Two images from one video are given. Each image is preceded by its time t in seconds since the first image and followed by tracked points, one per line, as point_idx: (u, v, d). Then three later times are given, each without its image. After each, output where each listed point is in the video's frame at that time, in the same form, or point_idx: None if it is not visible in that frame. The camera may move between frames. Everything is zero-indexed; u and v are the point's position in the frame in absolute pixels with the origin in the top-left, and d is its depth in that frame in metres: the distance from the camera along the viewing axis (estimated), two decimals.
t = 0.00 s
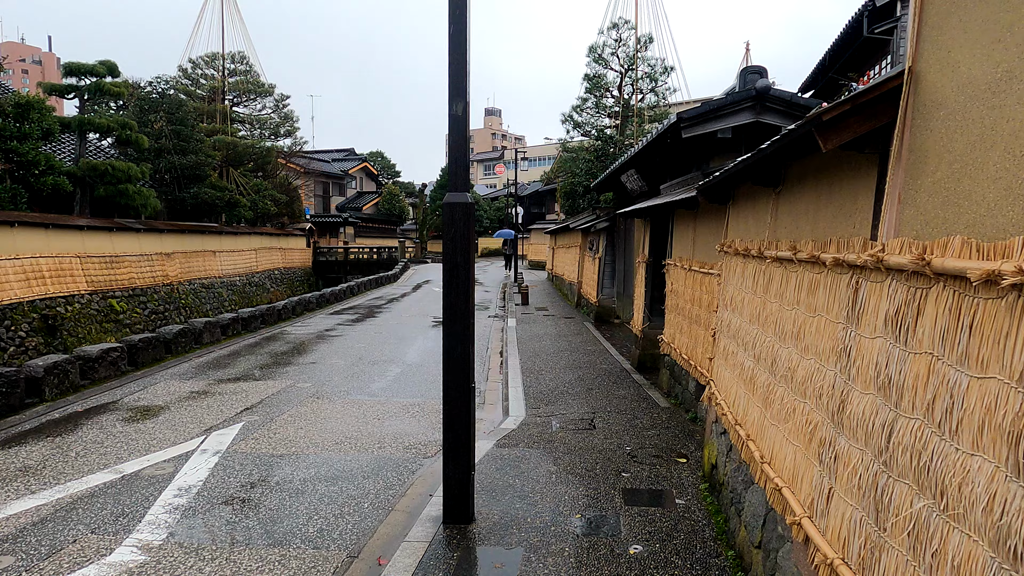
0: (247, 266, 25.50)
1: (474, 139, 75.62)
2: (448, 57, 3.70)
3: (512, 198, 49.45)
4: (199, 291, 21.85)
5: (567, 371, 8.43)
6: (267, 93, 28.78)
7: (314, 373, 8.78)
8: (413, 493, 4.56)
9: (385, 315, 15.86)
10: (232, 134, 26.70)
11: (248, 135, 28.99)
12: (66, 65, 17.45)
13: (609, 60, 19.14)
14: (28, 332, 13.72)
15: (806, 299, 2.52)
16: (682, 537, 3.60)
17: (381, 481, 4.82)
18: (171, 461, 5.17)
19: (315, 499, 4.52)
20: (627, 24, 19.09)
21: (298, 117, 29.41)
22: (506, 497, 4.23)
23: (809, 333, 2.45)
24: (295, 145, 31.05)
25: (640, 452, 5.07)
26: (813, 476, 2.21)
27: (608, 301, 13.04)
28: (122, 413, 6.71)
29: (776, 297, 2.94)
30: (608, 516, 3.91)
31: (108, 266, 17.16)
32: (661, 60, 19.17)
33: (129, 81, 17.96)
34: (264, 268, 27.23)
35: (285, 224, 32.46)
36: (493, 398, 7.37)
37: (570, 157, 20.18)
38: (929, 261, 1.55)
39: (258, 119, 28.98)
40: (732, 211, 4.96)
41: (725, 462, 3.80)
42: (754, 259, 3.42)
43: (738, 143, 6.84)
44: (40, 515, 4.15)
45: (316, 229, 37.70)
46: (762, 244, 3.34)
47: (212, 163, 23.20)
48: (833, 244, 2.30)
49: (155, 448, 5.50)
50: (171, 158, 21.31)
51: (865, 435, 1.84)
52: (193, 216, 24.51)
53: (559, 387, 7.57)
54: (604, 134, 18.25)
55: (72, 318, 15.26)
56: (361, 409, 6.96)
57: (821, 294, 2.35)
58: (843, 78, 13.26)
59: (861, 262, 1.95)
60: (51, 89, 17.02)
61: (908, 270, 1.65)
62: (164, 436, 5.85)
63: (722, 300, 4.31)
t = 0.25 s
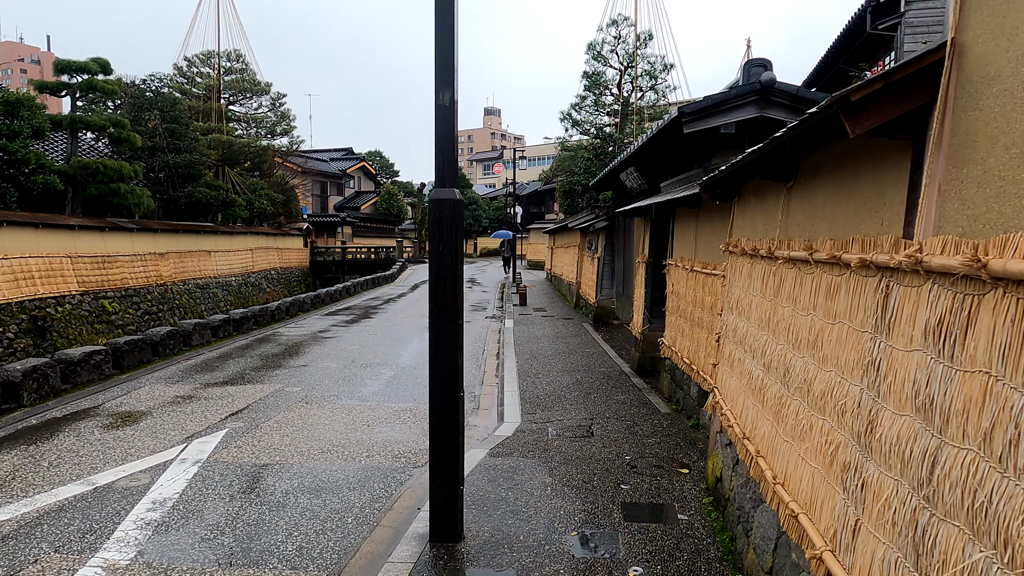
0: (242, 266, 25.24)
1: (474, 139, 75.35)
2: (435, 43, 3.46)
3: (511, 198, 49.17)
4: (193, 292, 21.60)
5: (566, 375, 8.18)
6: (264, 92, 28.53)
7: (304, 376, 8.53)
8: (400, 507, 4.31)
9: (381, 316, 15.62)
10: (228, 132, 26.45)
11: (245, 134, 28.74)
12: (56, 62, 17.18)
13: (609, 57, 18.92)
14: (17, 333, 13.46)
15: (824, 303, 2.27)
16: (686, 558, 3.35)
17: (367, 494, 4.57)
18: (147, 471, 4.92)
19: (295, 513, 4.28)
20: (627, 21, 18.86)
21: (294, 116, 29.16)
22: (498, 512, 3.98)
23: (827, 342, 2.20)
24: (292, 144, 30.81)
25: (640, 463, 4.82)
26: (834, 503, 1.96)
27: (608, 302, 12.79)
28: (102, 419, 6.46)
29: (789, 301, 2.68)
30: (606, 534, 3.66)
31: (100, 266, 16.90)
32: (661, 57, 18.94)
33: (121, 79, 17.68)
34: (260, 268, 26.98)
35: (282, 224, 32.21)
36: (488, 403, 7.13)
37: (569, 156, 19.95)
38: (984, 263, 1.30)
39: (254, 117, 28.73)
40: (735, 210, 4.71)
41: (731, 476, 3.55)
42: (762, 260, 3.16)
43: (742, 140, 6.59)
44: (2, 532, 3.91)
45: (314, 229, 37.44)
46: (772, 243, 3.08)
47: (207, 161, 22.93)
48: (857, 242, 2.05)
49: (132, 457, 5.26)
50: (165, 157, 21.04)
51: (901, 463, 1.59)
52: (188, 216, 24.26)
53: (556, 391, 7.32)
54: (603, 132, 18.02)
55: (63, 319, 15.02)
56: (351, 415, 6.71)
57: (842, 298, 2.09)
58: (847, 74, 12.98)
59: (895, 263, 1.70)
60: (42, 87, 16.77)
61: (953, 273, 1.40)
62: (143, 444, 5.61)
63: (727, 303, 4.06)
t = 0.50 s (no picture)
0: (238, 266, 24.94)
1: (473, 138, 74.97)
2: (417, 21, 3.17)
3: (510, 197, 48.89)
4: (187, 292, 21.30)
5: (563, 378, 7.89)
6: (260, 89, 28.23)
7: (293, 380, 8.25)
8: (385, 523, 4.03)
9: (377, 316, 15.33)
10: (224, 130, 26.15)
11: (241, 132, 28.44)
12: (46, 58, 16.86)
13: (608, 53, 18.65)
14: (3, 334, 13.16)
15: (851, 307, 1.99)
16: None
17: (350, 508, 4.30)
18: (118, 484, 4.64)
19: (272, 530, 3.99)
20: (626, 17, 18.60)
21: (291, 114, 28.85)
22: (488, 530, 3.70)
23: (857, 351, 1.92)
24: (288, 143, 30.51)
25: (640, 474, 4.54)
26: (870, 542, 1.69)
27: (607, 302, 12.50)
28: (78, 426, 6.17)
29: (808, 303, 2.40)
30: (604, 555, 3.39)
31: (91, 266, 16.59)
32: (661, 53, 18.67)
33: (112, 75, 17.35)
34: (256, 267, 26.67)
35: (278, 224, 31.90)
36: (482, 409, 6.84)
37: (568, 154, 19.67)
38: None
39: (250, 116, 28.43)
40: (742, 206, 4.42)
41: (739, 493, 3.27)
42: (776, 258, 2.88)
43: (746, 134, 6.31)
44: None
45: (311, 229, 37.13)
46: (787, 239, 2.80)
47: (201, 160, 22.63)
48: (895, 238, 1.77)
49: (104, 467, 4.98)
50: (158, 155, 20.68)
51: (960, 502, 1.32)
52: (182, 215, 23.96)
53: (553, 396, 7.04)
54: (602, 129, 17.73)
55: (51, 320, 14.72)
56: (338, 421, 6.42)
57: (875, 301, 1.82)
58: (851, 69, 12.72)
59: (951, 260, 1.42)
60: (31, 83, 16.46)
61: None
62: (117, 454, 5.32)
63: (735, 305, 3.78)
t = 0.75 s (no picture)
0: (233, 266, 24.68)
1: (472, 138, 74.70)
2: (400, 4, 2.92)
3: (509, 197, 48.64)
4: (181, 293, 21.03)
5: (561, 384, 7.63)
6: (255, 88, 27.98)
7: (282, 385, 8.00)
8: (370, 544, 3.78)
9: (372, 317, 15.07)
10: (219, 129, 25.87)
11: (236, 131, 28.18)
12: (35, 56, 16.57)
13: (607, 51, 18.44)
14: None
15: (883, 320, 1.75)
16: None
17: (334, 526, 4.05)
18: (89, 499, 4.38)
19: (249, 551, 3.74)
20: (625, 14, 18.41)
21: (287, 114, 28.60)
22: (479, 553, 3.45)
23: (891, 369, 1.68)
24: (285, 142, 30.25)
25: (642, 490, 4.29)
26: None
27: (606, 304, 12.25)
28: (55, 435, 5.91)
29: (829, 313, 2.16)
30: None
31: (82, 268, 16.31)
32: (661, 51, 18.44)
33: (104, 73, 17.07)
34: (252, 268, 26.40)
35: (275, 224, 31.63)
36: (477, 416, 6.58)
37: (567, 153, 19.44)
38: None
39: (246, 115, 28.17)
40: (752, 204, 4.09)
41: (748, 516, 3.02)
42: (791, 261, 2.63)
43: (751, 130, 6.06)
44: None
45: (308, 229, 36.86)
46: (803, 240, 2.55)
47: (196, 159, 22.36)
48: (944, 240, 1.52)
49: (76, 481, 4.72)
50: (151, 154, 20.38)
51: None
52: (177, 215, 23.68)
53: (550, 402, 6.80)
54: (601, 127, 17.51)
55: (40, 322, 14.45)
56: (326, 429, 6.17)
57: (915, 314, 1.58)
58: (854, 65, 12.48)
59: None
60: (22, 81, 16.19)
61: None
62: (91, 465, 5.06)
63: (743, 311, 3.54)
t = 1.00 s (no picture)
0: (228, 266, 24.39)
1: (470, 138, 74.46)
2: None
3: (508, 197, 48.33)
4: (175, 293, 20.75)
5: (557, 388, 7.35)
6: (251, 87, 27.69)
7: (268, 389, 7.71)
8: (346, 566, 3.50)
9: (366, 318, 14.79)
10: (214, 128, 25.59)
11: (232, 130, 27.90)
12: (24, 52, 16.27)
13: (605, 47, 18.17)
14: None
15: (925, 328, 1.48)
16: None
17: (311, 545, 3.77)
18: (51, 515, 4.10)
19: (215, 574, 3.46)
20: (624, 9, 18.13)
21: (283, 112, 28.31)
22: None
23: (937, 387, 1.41)
24: (281, 141, 29.96)
25: (641, 504, 4.02)
26: None
27: (604, 305, 11.97)
28: (25, 443, 5.62)
29: (854, 318, 1.88)
30: None
31: (72, 267, 16.02)
32: (661, 47, 18.17)
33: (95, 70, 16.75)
34: (247, 268, 26.11)
35: (270, 224, 31.34)
36: (468, 423, 6.30)
37: (565, 152, 19.17)
38: None
39: (241, 113, 27.88)
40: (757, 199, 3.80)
41: (757, 540, 2.74)
42: (806, 260, 2.35)
43: (755, 123, 5.78)
44: None
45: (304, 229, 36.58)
46: (820, 235, 2.27)
47: (189, 158, 22.06)
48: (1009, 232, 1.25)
49: (39, 494, 4.43)
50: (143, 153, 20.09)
51: None
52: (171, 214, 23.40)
53: (545, 408, 6.52)
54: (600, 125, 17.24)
55: (28, 323, 14.15)
56: (310, 437, 5.89)
57: (971, 321, 1.31)
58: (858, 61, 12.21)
59: None
60: (10, 78, 15.90)
61: None
62: (57, 477, 4.78)
63: (750, 315, 3.26)
